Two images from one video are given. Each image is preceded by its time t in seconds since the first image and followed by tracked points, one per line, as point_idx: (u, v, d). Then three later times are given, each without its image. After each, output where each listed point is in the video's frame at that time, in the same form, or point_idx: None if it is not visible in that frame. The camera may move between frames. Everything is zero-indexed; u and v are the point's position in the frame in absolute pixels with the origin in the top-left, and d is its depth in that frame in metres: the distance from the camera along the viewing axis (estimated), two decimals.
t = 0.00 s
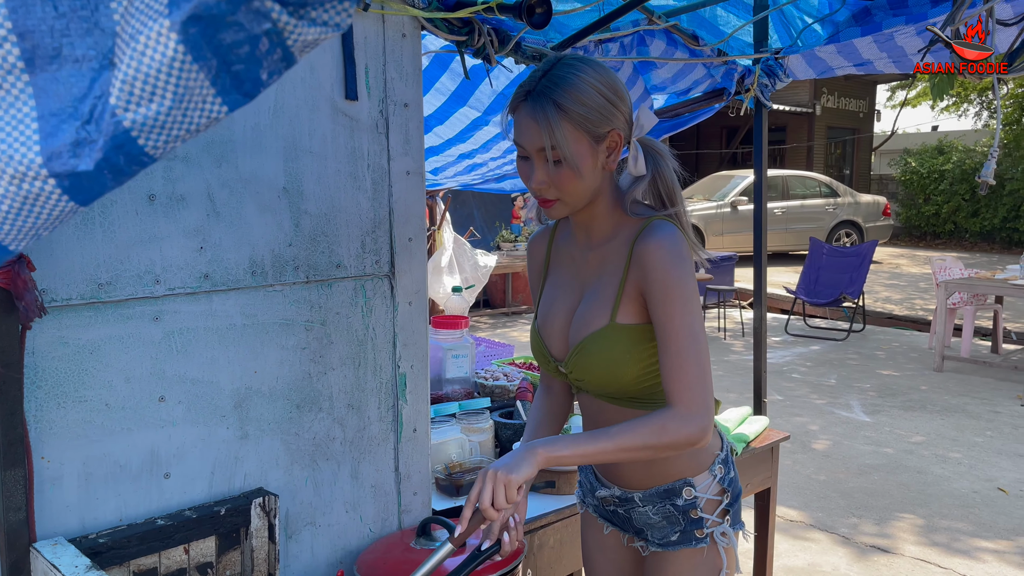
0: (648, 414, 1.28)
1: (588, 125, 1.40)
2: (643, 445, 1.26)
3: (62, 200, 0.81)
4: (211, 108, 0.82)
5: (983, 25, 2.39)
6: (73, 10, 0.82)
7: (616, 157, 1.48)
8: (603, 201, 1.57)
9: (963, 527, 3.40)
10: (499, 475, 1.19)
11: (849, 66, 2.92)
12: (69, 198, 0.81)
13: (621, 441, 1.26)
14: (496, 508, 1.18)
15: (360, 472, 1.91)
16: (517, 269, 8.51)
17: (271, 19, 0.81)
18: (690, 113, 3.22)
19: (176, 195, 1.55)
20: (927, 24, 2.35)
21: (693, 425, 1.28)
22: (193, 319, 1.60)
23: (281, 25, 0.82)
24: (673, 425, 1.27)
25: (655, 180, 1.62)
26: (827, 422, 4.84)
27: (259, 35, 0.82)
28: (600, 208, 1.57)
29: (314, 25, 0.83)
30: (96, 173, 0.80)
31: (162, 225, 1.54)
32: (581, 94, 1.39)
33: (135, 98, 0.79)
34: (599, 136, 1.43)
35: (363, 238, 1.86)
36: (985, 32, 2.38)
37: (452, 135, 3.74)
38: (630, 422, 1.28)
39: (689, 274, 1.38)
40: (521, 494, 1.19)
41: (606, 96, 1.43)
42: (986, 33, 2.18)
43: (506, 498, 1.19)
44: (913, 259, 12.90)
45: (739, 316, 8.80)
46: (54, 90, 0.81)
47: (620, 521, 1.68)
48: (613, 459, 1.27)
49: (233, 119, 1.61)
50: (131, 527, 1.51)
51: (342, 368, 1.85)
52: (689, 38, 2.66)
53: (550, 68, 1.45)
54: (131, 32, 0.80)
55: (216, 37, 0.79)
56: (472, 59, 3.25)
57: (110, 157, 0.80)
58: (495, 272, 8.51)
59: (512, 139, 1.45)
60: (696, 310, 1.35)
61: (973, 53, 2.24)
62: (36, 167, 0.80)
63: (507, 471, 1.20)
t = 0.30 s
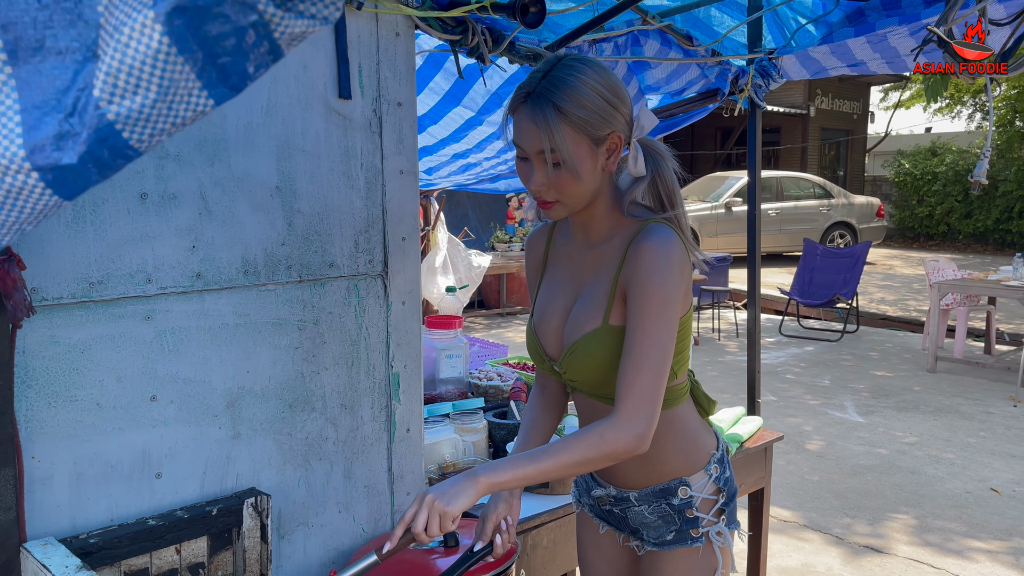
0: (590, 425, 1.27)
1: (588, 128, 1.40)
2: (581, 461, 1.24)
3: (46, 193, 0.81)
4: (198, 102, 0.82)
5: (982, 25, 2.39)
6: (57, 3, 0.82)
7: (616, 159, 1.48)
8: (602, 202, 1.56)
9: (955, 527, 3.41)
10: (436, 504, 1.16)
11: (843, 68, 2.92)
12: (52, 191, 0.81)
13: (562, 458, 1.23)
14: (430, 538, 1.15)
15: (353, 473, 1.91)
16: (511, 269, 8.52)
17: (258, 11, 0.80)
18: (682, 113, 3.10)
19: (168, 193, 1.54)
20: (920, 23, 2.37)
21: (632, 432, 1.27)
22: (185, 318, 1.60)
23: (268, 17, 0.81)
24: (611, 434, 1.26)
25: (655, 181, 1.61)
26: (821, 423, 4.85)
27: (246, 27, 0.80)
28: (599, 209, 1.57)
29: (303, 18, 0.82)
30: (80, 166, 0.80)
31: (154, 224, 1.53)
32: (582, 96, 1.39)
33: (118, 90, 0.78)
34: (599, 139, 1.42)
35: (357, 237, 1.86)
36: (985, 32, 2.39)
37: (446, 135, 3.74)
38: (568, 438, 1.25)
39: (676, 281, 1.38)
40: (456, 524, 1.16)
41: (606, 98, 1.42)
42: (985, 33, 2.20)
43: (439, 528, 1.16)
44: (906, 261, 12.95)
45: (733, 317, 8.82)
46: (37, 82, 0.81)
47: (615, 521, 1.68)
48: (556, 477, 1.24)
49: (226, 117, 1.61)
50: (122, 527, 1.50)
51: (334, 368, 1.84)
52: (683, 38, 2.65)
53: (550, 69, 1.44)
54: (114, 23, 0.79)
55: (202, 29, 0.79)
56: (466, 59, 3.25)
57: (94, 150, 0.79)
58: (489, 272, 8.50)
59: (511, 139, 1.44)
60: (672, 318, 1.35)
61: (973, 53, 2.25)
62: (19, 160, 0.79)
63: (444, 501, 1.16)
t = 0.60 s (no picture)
0: (641, 414, 1.29)
1: (586, 127, 1.39)
2: (632, 445, 1.27)
3: (33, 179, 0.79)
4: (187, 86, 0.82)
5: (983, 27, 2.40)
6: None
7: (613, 158, 1.47)
8: (598, 199, 1.56)
9: (946, 525, 3.43)
10: (491, 470, 1.19)
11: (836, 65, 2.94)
12: (40, 177, 0.79)
13: (613, 440, 1.26)
14: (488, 504, 1.18)
15: (346, 471, 1.90)
16: (505, 269, 8.52)
17: None
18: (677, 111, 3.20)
19: (160, 188, 1.53)
20: (913, 21, 2.40)
21: (684, 427, 1.29)
22: (176, 315, 1.59)
23: None
24: (666, 426, 1.28)
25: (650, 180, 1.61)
26: (813, 422, 4.87)
27: (235, 10, 0.81)
28: (594, 207, 1.57)
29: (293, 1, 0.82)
30: (67, 151, 0.79)
31: (145, 220, 1.52)
32: (581, 95, 1.38)
33: (106, 74, 0.78)
34: (597, 138, 1.42)
35: (350, 234, 1.85)
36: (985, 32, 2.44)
37: (439, 133, 3.73)
38: (622, 420, 1.28)
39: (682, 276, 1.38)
40: (515, 490, 1.20)
41: (605, 97, 1.42)
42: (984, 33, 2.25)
43: (498, 494, 1.19)
44: (897, 261, 13.01)
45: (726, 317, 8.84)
46: (24, 67, 0.79)
47: (608, 518, 1.68)
48: (603, 458, 1.27)
49: (218, 113, 1.60)
50: (113, 525, 1.48)
51: (327, 365, 1.83)
52: (677, 35, 2.66)
53: (548, 66, 1.44)
54: (102, 6, 0.78)
55: (190, 11, 0.79)
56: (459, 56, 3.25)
57: (82, 136, 0.79)
58: (482, 272, 8.49)
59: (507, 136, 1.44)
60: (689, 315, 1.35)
61: (974, 53, 2.30)
62: (4, 145, 0.77)
63: (499, 467, 1.20)
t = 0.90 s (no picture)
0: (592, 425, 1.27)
1: (584, 129, 1.39)
2: (583, 462, 1.24)
3: (17, 171, 0.78)
4: (175, 76, 0.81)
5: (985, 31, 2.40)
6: None
7: (610, 160, 1.48)
8: (593, 201, 1.56)
9: (935, 523, 3.45)
10: (436, 512, 1.11)
11: (828, 64, 2.92)
12: (24, 168, 0.78)
13: (563, 462, 1.22)
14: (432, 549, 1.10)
15: (337, 470, 1.89)
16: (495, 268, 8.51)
17: None
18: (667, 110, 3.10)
19: (148, 185, 1.51)
20: (903, 21, 2.46)
21: (633, 433, 1.27)
22: (166, 313, 1.57)
23: None
24: (614, 434, 1.26)
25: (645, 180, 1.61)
26: (803, 420, 4.89)
27: None
28: (589, 209, 1.57)
29: None
30: (52, 142, 0.77)
31: (134, 217, 1.50)
32: (579, 96, 1.38)
33: (91, 63, 0.77)
34: (594, 140, 1.42)
35: (341, 231, 1.84)
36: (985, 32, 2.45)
37: (431, 131, 3.73)
38: (570, 439, 1.25)
39: (673, 277, 1.39)
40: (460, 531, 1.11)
41: (602, 97, 1.42)
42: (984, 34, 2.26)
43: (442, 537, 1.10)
44: (886, 261, 13.10)
45: (716, 316, 8.87)
46: (8, 55, 0.79)
47: (607, 520, 1.67)
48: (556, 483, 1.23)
49: (208, 110, 1.59)
50: (101, 525, 1.47)
51: (318, 363, 1.82)
52: (669, 34, 2.67)
53: (544, 66, 1.43)
54: None
55: None
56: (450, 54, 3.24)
57: (67, 125, 0.78)
58: (473, 271, 8.48)
59: (503, 138, 1.43)
60: (670, 316, 1.36)
61: (973, 53, 2.30)
62: None
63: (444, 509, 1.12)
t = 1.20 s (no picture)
0: (633, 420, 1.29)
1: (580, 128, 1.38)
2: (622, 450, 1.28)
3: None
4: (162, 58, 0.81)
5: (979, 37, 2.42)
6: None
7: (605, 159, 1.46)
8: (586, 201, 1.55)
9: (924, 520, 3.47)
10: (480, 473, 1.17)
11: (820, 61, 2.85)
12: (5, 156, 0.75)
13: (601, 444, 1.27)
14: (474, 507, 1.16)
15: (328, 470, 1.86)
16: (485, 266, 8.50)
17: None
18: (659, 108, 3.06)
19: (136, 180, 1.48)
20: (897, 17, 2.51)
21: (674, 436, 1.31)
22: (154, 310, 1.54)
23: None
24: (654, 434, 1.29)
25: (637, 178, 1.60)
26: (792, 418, 4.91)
27: None
28: (581, 209, 1.55)
29: None
30: (34, 127, 0.76)
31: (120, 213, 1.47)
32: (574, 95, 1.37)
33: (76, 44, 0.77)
34: (589, 140, 1.40)
35: (332, 228, 1.82)
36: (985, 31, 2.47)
37: (422, 127, 3.71)
38: (611, 424, 1.28)
39: (674, 287, 1.37)
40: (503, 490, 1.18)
41: (598, 96, 1.40)
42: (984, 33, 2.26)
43: (486, 495, 1.17)
44: (873, 259, 13.18)
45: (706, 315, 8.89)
46: None
47: (595, 520, 1.66)
48: (589, 458, 1.28)
49: (196, 104, 1.56)
50: (88, 527, 1.44)
51: (309, 362, 1.80)
52: (661, 31, 2.63)
53: (537, 64, 1.41)
54: None
55: None
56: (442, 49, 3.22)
57: (50, 110, 0.76)
58: (463, 270, 8.46)
59: (495, 138, 1.41)
60: (678, 325, 1.35)
61: (973, 53, 2.31)
62: None
63: (486, 470, 1.18)
